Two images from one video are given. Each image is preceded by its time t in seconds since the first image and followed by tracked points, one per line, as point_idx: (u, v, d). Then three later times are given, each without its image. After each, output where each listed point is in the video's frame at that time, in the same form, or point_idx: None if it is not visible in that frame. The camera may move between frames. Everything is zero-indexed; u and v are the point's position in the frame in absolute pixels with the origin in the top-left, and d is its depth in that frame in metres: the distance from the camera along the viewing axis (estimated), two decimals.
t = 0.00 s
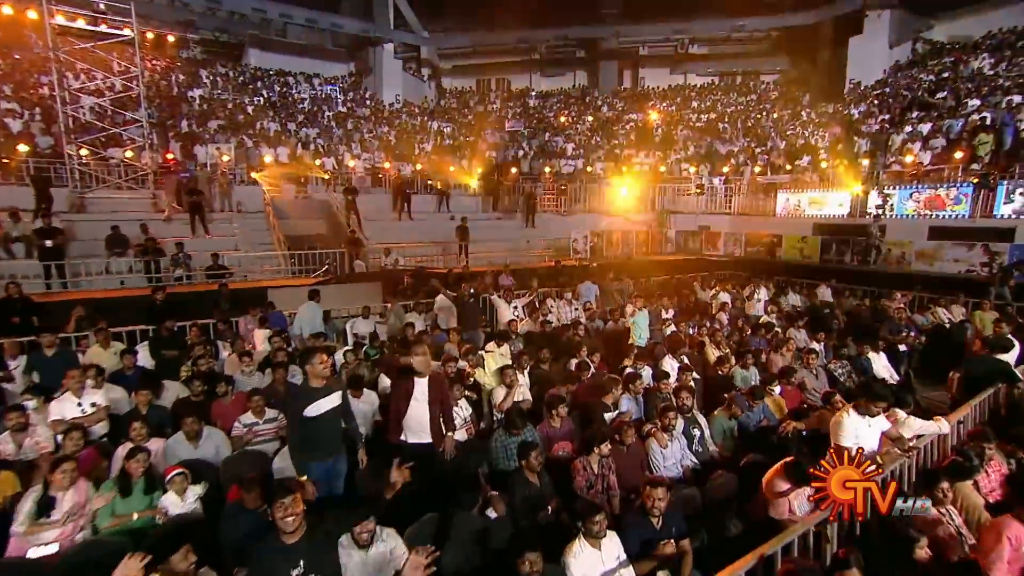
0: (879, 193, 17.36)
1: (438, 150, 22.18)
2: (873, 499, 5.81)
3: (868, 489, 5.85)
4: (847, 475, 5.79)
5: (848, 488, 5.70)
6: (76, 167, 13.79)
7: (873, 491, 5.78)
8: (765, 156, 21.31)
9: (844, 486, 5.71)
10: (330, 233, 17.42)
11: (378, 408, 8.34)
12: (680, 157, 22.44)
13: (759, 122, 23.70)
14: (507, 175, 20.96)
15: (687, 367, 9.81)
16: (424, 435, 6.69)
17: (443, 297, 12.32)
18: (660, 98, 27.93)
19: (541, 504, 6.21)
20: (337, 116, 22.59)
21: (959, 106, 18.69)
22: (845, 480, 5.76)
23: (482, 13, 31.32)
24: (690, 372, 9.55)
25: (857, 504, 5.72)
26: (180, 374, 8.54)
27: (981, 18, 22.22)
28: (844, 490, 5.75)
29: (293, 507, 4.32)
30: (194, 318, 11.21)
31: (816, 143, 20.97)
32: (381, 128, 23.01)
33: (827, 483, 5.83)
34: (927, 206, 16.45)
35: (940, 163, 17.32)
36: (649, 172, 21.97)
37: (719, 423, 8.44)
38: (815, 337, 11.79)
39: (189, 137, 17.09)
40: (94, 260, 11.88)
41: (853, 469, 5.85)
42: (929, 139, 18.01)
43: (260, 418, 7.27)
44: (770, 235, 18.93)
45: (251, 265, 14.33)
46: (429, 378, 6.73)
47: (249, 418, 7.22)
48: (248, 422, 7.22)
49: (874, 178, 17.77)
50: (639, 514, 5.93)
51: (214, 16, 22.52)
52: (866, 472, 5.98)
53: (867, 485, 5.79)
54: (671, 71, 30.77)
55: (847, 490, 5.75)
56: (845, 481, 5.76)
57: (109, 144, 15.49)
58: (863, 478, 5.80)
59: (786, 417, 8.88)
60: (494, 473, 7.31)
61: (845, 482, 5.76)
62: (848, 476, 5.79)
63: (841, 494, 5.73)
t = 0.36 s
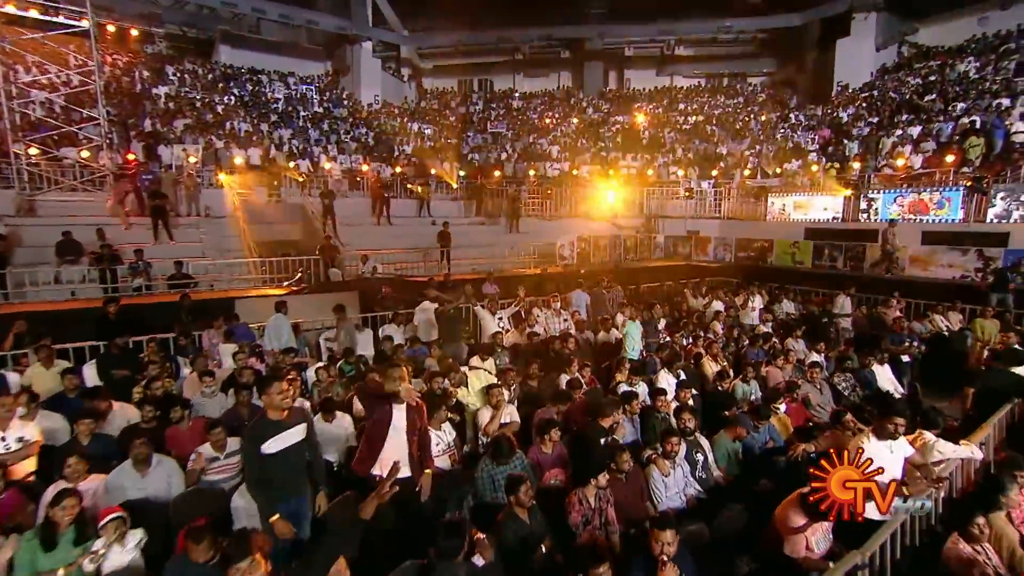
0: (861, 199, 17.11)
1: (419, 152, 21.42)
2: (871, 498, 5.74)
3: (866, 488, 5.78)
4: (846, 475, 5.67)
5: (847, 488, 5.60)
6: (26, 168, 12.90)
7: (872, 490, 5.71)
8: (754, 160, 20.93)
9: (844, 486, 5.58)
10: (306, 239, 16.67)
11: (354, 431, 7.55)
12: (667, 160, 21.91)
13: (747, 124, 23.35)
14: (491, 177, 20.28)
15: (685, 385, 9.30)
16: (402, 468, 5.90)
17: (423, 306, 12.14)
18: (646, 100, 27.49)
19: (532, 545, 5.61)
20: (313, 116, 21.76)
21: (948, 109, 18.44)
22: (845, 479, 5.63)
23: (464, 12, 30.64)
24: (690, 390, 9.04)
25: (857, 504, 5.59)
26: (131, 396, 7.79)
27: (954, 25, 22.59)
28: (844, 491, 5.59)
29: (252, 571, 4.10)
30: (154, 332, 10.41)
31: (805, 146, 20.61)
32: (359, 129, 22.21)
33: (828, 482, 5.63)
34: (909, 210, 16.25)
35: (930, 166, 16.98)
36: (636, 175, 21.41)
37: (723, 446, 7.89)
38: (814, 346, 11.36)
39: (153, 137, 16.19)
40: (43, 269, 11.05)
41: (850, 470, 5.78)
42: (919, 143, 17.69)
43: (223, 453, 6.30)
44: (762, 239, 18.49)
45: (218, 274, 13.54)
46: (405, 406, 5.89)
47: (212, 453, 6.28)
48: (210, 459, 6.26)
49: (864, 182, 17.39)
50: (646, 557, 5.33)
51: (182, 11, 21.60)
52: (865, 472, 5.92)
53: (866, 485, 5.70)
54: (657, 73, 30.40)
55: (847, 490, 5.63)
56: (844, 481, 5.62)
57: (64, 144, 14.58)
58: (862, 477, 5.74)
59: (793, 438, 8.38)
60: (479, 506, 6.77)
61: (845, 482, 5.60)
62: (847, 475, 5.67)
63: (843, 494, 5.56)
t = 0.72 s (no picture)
0: (848, 203, 16.71)
1: (398, 154, 20.63)
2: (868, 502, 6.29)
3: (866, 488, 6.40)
4: (849, 478, 6.41)
5: (847, 488, 6.30)
6: None
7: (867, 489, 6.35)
8: (743, 163, 20.49)
9: (843, 487, 6.35)
10: (279, 246, 15.87)
11: (324, 462, 6.77)
12: (654, 163, 21.36)
13: (734, 127, 22.97)
14: (472, 180, 19.57)
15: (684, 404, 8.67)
16: (382, 510, 5.31)
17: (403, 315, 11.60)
18: (631, 102, 27.01)
19: None
20: (287, 116, 20.88)
21: (937, 111, 18.14)
22: (845, 482, 6.37)
23: (445, 11, 29.90)
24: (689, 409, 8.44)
25: (856, 503, 6.23)
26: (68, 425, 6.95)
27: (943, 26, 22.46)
28: (845, 492, 6.36)
29: None
30: (103, 349, 9.66)
31: (794, 149, 20.23)
32: (336, 131, 21.37)
33: (830, 485, 6.50)
34: (894, 214, 15.88)
35: (921, 170, 16.59)
36: (621, 179, 20.80)
37: (727, 470, 7.32)
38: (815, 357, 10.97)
39: (111, 136, 15.22)
40: None
41: (852, 473, 6.47)
42: (909, 146, 17.33)
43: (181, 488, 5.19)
44: (752, 245, 18.05)
45: (183, 282, 12.72)
46: (391, 442, 5.34)
47: (165, 485, 5.19)
48: (164, 493, 5.17)
49: (856, 186, 16.96)
50: None
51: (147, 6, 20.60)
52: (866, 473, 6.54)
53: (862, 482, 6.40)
54: (642, 74, 29.99)
55: (847, 491, 6.36)
56: (847, 483, 6.38)
57: (12, 143, 13.60)
58: (862, 478, 6.37)
59: (802, 461, 7.81)
60: (464, 546, 6.05)
61: (846, 485, 6.36)
62: (849, 478, 6.39)
63: (844, 495, 6.36)
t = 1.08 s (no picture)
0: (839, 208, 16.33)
1: (375, 157, 19.82)
2: (868, 496, 6.81)
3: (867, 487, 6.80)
4: (847, 476, 6.77)
5: (847, 487, 6.69)
6: None
7: (868, 488, 6.80)
8: (731, 167, 20.08)
9: (843, 487, 6.72)
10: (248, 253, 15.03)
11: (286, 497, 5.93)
12: (640, 166, 20.82)
13: (720, 131, 22.60)
14: (453, 184, 18.86)
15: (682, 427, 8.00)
16: (361, 561, 4.40)
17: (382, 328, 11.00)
18: (615, 105, 26.52)
19: None
20: (258, 117, 19.95)
21: (926, 115, 17.90)
22: (844, 481, 6.74)
23: (424, 10, 29.15)
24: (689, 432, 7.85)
25: (855, 502, 6.68)
26: None
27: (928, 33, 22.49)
28: (844, 489, 6.74)
29: None
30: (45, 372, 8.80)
31: (782, 153, 19.86)
32: (310, 133, 20.50)
33: (828, 485, 6.80)
34: (877, 219, 15.75)
35: (912, 175, 16.24)
36: (607, 183, 20.21)
37: (736, 502, 6.67)
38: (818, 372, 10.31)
39: (64, 136, 14.21)
40: None
41: (851, 471, 6.82)
42: (900, 150, 16.98)
43: (126, 502, 4.13)
44: (742, 251, 17.80)
45: (140, 292, 11.86)
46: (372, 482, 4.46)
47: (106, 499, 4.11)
48: (102, 507, 4.10)
49: (846, 191, 16.57)
50: None
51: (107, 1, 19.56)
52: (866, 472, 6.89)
53: (862, 480, 6.83)
54: (626, 76, 29.55)
55: (847, 490, 6.75)
56: (845, 483, 6.73)
57: None
58: (861, 477, 6.77)
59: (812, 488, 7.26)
60: None
61: (844, 484, 6.72)
62: (847, 477, 6.76)
63: (843, 492, 6.72)
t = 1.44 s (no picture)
0: (831, 214, 15.94)
1: (351, 162, 19.03)
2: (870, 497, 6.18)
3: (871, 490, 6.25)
4: (846, 476, 6.33)
5: (846, 487, 6.23)
6: None
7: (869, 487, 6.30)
8: (718, 173, 19.68)
9: (843, 487, 6.25)
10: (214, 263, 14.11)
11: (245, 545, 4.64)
12: (625, 172, 20.27)
13: (705, 137, 22.24)
14: (433, 191, 18.15)
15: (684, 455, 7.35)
16: None
17: (356, 344, 10.23)
18: (598, 109, 26.05)
19: None
20: (227, 119, 19.00)
21: (913, 122, 17.69)
22: (844, 481, 6.28)
23: (402, 12, 28.42)
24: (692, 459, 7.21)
25: (856, 503, 6.17)
26: None
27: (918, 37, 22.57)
28: (844, 490, 6.27)
29: None
30: None
31: (770, 159, 19.51)
32: (283, 137, 19.63)
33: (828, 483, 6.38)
34: (860, 227, 15.38)
35: (902, 182, 15.94)
36: (592, 190, 19.61)
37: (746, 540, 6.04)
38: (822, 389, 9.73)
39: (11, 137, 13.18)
40: None
41: (851, 471, 6.40)
42: (888, 157, 16.71)
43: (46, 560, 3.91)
44: (731, 259, 17.39)
45: (91, 307, 10.91)
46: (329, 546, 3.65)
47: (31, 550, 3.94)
48: (24, 558, 3.91)
49: (835, 199, 16.16)
50: None
51: None
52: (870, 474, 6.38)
53: (863, 480, 6.35)
54: (609, 81, 29.17)
55: (846, 490, 6.27)
56: (845, 482, 6.29)
57: None
58: (862, 478, 6.32)
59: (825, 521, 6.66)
60: None
61: (845, 484, 6.27)
62: (847, 477, 6.32)
63: (842, 493, 6.26)
